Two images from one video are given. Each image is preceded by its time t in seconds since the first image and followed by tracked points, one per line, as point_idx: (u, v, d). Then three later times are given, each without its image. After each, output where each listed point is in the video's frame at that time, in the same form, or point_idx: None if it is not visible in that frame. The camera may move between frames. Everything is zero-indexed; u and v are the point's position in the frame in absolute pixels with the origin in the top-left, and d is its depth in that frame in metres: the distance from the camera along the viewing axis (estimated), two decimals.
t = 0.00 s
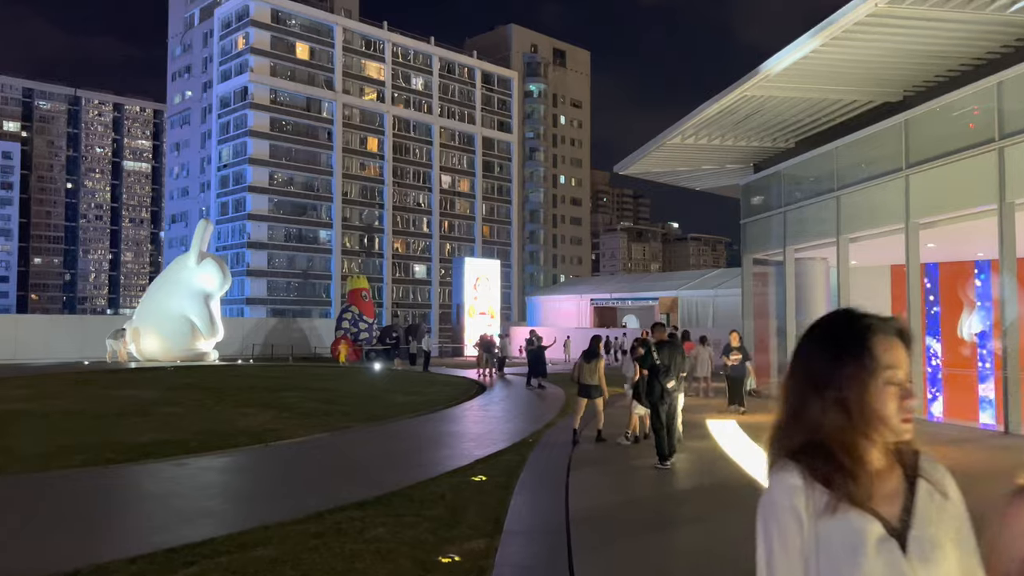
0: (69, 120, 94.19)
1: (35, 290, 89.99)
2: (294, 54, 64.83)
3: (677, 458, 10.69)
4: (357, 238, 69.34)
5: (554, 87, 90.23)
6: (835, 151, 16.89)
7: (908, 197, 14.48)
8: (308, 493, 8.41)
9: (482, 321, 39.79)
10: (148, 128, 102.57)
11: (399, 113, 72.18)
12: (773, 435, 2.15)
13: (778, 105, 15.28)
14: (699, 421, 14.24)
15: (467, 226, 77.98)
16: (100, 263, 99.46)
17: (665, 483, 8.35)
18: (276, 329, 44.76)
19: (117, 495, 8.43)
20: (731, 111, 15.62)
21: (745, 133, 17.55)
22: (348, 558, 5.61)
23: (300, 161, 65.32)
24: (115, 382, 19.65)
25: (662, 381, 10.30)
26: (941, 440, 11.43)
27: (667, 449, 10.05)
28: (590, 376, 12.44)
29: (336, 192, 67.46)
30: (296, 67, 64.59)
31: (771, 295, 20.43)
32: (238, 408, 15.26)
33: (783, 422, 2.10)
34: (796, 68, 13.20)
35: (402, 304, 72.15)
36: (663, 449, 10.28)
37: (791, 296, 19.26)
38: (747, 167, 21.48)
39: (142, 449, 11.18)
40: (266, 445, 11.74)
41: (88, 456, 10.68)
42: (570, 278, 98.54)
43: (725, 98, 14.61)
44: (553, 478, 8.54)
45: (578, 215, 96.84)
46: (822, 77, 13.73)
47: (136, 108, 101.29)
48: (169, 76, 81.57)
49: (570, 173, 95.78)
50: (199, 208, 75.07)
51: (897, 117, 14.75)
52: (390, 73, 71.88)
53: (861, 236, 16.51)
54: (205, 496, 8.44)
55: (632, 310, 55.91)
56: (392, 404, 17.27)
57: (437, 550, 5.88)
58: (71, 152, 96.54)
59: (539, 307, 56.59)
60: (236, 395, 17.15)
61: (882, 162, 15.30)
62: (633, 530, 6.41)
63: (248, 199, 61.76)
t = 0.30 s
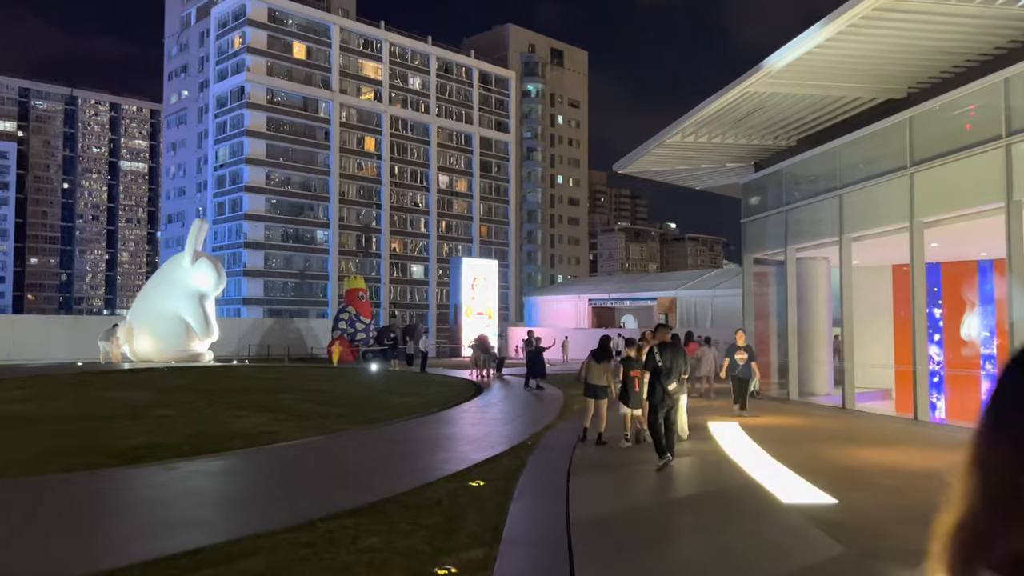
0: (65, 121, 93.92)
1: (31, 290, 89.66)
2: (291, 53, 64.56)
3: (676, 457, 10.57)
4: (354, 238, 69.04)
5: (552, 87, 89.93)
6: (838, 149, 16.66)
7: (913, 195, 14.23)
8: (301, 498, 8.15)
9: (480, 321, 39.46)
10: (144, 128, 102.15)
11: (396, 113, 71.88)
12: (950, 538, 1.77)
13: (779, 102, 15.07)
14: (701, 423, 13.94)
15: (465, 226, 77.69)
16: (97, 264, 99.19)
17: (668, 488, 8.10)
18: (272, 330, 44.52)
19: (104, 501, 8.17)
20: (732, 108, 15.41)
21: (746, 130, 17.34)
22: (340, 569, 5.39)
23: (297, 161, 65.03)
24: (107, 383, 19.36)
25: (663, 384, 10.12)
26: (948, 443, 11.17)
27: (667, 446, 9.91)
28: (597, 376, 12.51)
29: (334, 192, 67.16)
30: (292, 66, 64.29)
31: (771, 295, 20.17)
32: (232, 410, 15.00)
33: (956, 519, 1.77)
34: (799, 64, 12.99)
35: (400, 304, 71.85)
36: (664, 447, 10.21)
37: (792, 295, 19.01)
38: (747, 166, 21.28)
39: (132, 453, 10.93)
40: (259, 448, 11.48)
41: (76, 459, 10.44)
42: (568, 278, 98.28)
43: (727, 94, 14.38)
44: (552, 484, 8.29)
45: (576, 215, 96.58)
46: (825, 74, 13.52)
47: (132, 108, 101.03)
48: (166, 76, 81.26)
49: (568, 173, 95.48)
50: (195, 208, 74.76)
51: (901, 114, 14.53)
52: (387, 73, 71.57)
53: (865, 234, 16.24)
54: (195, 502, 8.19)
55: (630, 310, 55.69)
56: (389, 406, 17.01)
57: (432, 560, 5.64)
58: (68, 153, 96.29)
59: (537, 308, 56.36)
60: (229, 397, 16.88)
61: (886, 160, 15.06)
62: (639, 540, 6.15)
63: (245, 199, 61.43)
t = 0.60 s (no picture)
0: (62, 121, 93.63)
1: (27, 291, 89.33)
2: (287, 53, 64.23)
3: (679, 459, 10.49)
4: (351, 239, 68.78)
5: (549, 87, 89.70)
6: (839, 146, 16.42)
7: (917, 194, 14.02)
8: (292, 505, 7.90)
9: (477, 322, 39.18)
10: (141, 129, 101.70)
11: (393, 113, 71.59)
12: None
13: (781, 98, 14.85)
14: (701, 425, 13.70)
15: (462, 226, 77.52)
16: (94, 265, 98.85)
17: (670, 493, 7.81)
18: (268, 330, 44.26)
19: (90, 507, 7.93)
20: (734, 105, 15.16)
21: (746, 128, 17.11)
22: None
23: (294, 161, 64.73)
24: (99, 384, 19.10)
25: (664, 383, 10.20)
26: (955, 445, 10.91)
27: (673, 449, 9.67)
28: (599, 378, 12.29)
29: (331, 193, 66.88)
30: (289, 66, 63.96)
31: (772, 294, 19.91)
32: (225, 412, 14.75)
33: None
34: (802, 59, 12.74)
35: (397, 305, 71.59)
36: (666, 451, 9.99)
37: (793, 295, 18.77)
38: (747, 164, 21.06)
39: (118, 456, 10.64)
40: (251, 451, 11.24)
41: (61, 462, 10.14)
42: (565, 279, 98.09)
43: (727, 91, 14.16)
44: (550, 489, 8.05)
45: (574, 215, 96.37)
46: (829, 69, 13.26)
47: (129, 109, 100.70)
48: (162, 76, 80.84)
49: (565, 174, 95.19)
50: (192, 208, 74.45)
51: (905, 111, 14.29)
52: (385, 73, 71.26)
53: (867, 234, 16.01)
54: (180, 509, 7.91)
55: (628, 311, 55.50)
56: (385, 408, 16.77)
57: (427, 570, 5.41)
58: (64, 153, 95.98)
59: (534, 308, 56.11)
60: (221, 398, 16.58)
61: (889, 158, 14.80)
62: (642, 548, 5.91)
63: (241, 199, 61.01)
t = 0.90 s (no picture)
0: (58, 122, 93.30)
1: (23, 292, 88.94)
2: (284, 53, 63.91)
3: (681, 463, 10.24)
4: (348, 240, 68.49)
5: (546, 88, 89.47)
6: (842, 145, 16.15)
7: (922, 192, 13.76)
8: (282, 515, 7.60)
9: (475, 323, 38.88)
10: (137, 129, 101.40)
11: (390, 113, 71.44)
12: None
13: (784, 96, 14.59)
14: (703, 429, 13.41)
15: (459, 227, 77.33)
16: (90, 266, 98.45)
17: (673, 502, 7.53)
18: (264, 332, 43.97)
19: (71, 517, 7.63)
20: (735, 103, 14.93)
21: (748, 127, 16.85)
22: None
23: (291, 162, 64.42)
24: (90, 387, 18.79)
25: (660, 388, 9.96)
26: (962, 449, 10.67)
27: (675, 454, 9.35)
28: (598, 381, 12.05)
29: (328, 193, 66.55)
30: (285, 66, 63.67)
31: (773, 296, 19.63)
32: (217, 415, 14.44)
33: None
34: (806, 55, 12.51)
35: (394, 306, 71.37)
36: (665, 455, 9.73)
37: (796, 297, 18.48)
38: (748, 164, 20.78)
39: (104, 462, 10.35)
40: (242, 457, 10.93)
41: (44, 468, 9.85)
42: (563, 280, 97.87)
43: (730, 88, 13.89)
44: (549, 498, 7.76)
45: (571, 216, 96.10)
46: (833, 65, 13.02)
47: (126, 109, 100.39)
48: (158, 76, 80.47)
49: (563, 174, 94.91)
50: (188, 209, 74.13)
51: (911, 108, 14.03)
52: (382, 73, 71.09)
53: (870, 234, 15.74)
54: (164, 518, 7.60)
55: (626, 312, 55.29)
56: (380, 411, 16.45)
57: None
58: (60, 154, 95.63)
59: (532, 309, 55.86)
60: (213, 401, 16.30)
61: (894, 156, 14.55)
62: (647, 561, 5.63)
63: (238, 200, 60.71)
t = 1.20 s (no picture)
0: (55, 123, 93.08)
1: (20, 293, 88.59)
2: (281, 54, 63.66)
3: (680, 465, 10.01)
4: (346, 241, 68.18)
5: (544, 88, 89.26)
6: (845, 143, 15.91)
7: (928, 191, 13.50)
8: (274, 522, 7.35)
9: (472, 324, 38.59)
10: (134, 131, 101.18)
11: (387, 114, 71.13)
12: None
13: (787, 93, 14.35)
14: (706, 432, 13.12)
15: (457, 229, 77.11)
16: (87, 267, 98.22)
17: (678, 510, 7.26)
18: (260, 333, 43.69)
19: (54, 523, 7.35)
20: (737, 101, 14.69)
21: (748, 125, 16.61)
22: None
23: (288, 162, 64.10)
24: (82, 389, 18.48)
25: (654, 386, 9.83)
26: (972, 453, 10.40)
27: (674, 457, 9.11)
28: (600, 381, 11.82)
29: (325, 194, 66.21)
30: (283, 66, 63.41)
31: (774, 297, 19.42)
32: (209, 418, 14.14)
33: None
34: (811, 51, 12.27)
35: (391, 307, 71.10)
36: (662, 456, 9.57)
37: (797, 298, 18.22)
38: (750, 162, 20.51)
39: (92, 467, 10.07)
40: (232, 462, 10.64)
41: (29, 473, 9.58)
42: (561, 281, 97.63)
43: (732, 85, 13.66)
44: (550, 504, 7.49)
45: (570, 218, 95.83)
46: (837, 61, 12.76)
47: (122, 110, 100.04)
48: (155, 77, 80.13)
49: (561, 175, 94.63)
50: (184, 210, 73.85)
51: (916, 106, 13.79)
52: (379, 74, 70.85)
53: (874, 233, 15.49)
54: (152, 525, 7.34)
55: (625, 313, 55.09)
56: (377, 413, 16.16)
57: None
58: (57, 155, 95.44)
59: (530, 310, 55.60)
60: (205, 404, 16.03)
61: (899, 154, 14.30)
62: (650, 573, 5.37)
63: (235, 201, 60.39)
